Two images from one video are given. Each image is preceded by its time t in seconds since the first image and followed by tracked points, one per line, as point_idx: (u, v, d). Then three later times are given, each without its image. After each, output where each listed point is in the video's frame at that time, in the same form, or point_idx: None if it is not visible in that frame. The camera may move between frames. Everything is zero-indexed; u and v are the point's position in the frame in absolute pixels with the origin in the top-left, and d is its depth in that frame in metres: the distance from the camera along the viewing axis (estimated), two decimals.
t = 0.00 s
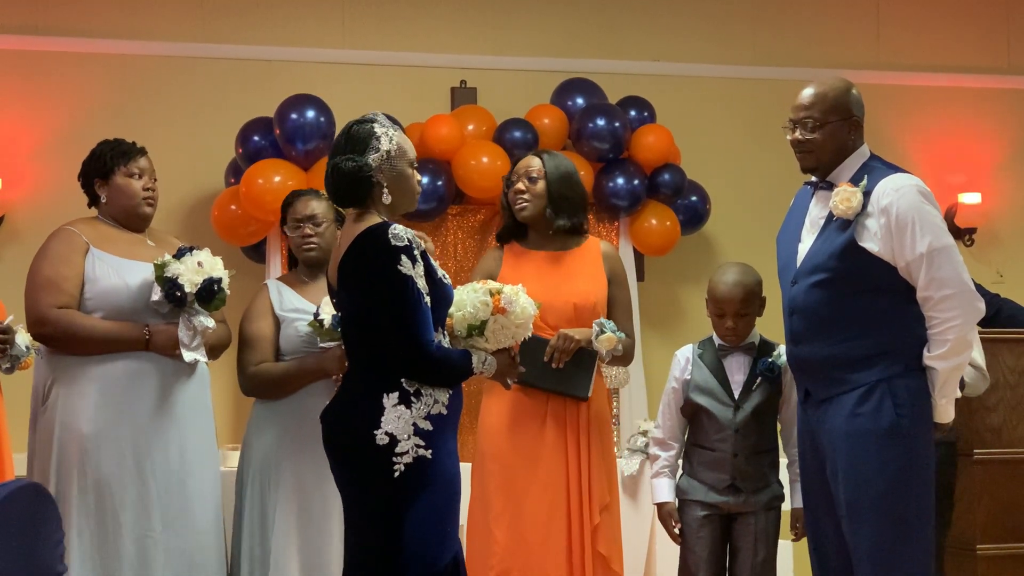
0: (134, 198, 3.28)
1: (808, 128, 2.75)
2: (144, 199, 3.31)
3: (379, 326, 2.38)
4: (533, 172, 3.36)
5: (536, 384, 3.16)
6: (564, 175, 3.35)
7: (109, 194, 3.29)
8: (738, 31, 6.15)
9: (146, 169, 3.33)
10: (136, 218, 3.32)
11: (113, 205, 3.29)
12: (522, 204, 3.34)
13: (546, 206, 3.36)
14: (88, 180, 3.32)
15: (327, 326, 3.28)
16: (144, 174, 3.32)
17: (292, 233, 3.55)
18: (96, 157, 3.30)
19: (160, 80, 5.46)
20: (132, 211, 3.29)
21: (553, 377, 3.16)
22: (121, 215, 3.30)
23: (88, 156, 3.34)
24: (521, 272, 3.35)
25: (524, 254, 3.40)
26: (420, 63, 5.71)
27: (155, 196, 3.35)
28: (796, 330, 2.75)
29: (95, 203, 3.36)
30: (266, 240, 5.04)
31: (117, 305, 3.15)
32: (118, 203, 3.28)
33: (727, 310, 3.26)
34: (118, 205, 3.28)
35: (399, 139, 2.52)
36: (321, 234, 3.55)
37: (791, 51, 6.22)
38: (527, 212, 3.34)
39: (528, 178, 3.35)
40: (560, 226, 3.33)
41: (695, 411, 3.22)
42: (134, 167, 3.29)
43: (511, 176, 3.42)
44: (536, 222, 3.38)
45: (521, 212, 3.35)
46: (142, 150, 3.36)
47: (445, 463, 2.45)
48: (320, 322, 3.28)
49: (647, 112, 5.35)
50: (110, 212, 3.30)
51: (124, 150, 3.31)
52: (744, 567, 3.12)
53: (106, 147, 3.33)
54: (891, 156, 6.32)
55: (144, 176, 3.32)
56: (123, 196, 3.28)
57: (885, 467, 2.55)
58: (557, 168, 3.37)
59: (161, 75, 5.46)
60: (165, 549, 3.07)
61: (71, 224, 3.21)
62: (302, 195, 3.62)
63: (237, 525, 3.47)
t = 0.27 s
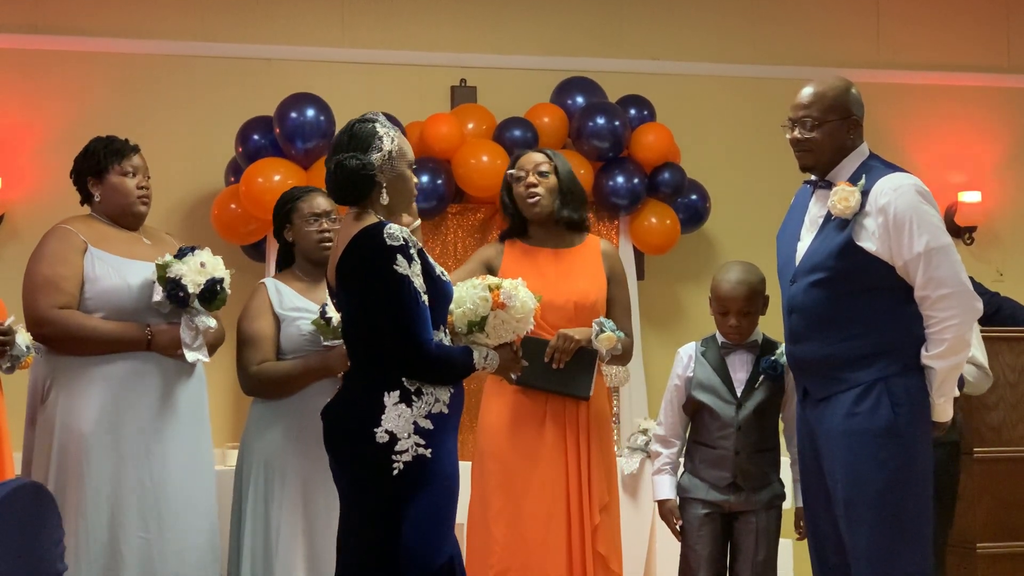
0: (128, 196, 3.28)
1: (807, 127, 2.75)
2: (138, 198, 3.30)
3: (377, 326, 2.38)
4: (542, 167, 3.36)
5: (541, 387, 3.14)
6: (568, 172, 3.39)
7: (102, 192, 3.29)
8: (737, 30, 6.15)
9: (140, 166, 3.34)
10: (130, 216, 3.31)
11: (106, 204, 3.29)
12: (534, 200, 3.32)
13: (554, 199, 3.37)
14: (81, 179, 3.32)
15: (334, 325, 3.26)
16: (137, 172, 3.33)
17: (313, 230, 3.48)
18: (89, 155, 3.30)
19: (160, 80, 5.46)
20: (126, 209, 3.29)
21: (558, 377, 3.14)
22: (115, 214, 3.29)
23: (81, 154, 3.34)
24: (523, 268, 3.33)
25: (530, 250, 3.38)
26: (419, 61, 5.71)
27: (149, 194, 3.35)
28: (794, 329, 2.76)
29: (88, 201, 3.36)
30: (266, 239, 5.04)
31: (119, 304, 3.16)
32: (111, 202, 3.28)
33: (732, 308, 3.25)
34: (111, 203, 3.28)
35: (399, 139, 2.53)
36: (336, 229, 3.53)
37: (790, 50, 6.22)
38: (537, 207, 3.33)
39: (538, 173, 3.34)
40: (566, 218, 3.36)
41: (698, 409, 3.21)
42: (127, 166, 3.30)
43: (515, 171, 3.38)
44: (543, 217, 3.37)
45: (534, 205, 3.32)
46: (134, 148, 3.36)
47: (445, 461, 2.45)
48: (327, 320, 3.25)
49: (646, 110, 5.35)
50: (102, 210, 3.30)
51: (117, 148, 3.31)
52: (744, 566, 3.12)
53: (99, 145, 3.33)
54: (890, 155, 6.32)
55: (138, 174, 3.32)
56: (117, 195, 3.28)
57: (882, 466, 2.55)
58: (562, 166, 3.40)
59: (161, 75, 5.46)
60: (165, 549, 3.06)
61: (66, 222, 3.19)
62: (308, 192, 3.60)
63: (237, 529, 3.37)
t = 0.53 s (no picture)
0: (123, 195, 3.29)
1: (804, 127, 2.75)
2: (133, 196, 3.31)
3: (375, 326, 2.39)
4: (547, 165, 3.36)
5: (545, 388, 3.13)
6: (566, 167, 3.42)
7: (97, 191, 3.29)
8: (737, 28, 6.15)
9: (133, 164, 3.35)
10: (124, 215, 3.31)
11: (101, 202, 3.29)
12: (545, 200, 3.32)
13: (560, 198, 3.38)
14: (74, 179, 3.32)
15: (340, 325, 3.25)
16: (131, 170, 3.34)
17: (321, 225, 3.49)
18: (82, 155, 3.30)
19: (160, 79, 5.46)
20: (121, 207, 3.29)
21: (564, 377, 3.14)
22: (110, 212, 3.30)
23: (72, 154, 3.33)
24: (524, 272, 3.34)
25: (539, 254, 3.38)
26: (419, 60, 5.71)
27: (142, 192, 3.36)
28: (789, 329, 2.76)
29: (81, 200, 3.36)
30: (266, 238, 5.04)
31: (124, 300, 3.17)
32: (106, 200, 3.28)
33: (734, 310, 3.24)
34: (106, 201, 3.28)
35: (405, 139, 2.54)
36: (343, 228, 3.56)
37: (790, 48, 6.21)
38: (550, 209, 3.33)
39: (542, 172, 3.34)
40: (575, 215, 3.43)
41: (698, 407, 3.21)
42: (121, 164, 3.31)
43: (516, 172, 3.37)
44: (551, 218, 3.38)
45: (543, 205, 3.33)
46: (127, 145, 3.37)
47: (445, 460, 2.45)
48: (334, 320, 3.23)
49: (646, 109, 5.35)
50: (97, 207, 3.30)
51: (109, 147, 3.32)
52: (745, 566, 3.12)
53: (90, 144, 3.33)
54: (890, 154, 6.32)
55: (131, 172, 3.33)
56: (111, 194, 3.28)
57: (877, 465, 2.55)
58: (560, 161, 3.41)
59: (161, 74, 5.46)
60: (172, 546, 3.08)
61: (64, 220, 3.18)
62: (313, 192, 3.61)
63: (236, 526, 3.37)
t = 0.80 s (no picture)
0: (120, 196, 3.29)
1: (802, 129, 2.75)
2: (130, 197, 3.32)
3: (374, 326, 2.39)
4: (539, 167, 3.33)
5: (546, 390, 3.13)
6: (564, 168, 3.37)
7: (93, 192, 3.29)
8: (737, 28, 6.15)
9: (129, 165, 3.35)
10: (121, 215, 3.31)
11: (97, 203, 3.29)
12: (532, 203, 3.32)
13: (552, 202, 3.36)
14: (71, 180, 3.32)
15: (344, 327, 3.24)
16: (127, 171, 3.34)
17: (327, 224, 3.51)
18: (78, 156, 3.30)
19: (160, 79, 5.46)
20: (118, 208, 3.30)
21: (568, 379, 3.13)
22: (107, 213, 3.30)
23: (68, 155, 3.33)
24: (525, 274, 3.34)
25: (525, 254, 3.39)
26: (420, 61, 5.71)
27: (139, 193, 3.37)
28: (787, 329, 2.77)
29: (78, 201, 3.36)
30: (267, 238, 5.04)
31: (131, 301, 3.18)
32: (102, 201, 3.28)
33: (735, 311, 3.23)
34: (103, 202, 3.28)
35: (400, 138, 2.53)
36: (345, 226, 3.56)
37: (790, 49, 6.21)
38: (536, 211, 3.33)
39: (534, 174, 3.33)
40: (564, 219, 3.33)
41: (699, 408, 3.21)
42: (117, 165, 3.30)
43: (511, 171, 3.37)
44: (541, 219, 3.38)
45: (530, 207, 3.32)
46: (122, 146, 3.37)
47: (445, 460, 2.45)
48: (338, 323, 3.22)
49: (647, 109, 5.35)
50: (93, 208, 3.30)
51: (105, 148, 3.31)
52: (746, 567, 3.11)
53: (86, 146, 3.33)
54: (891, 154, 6.31)
55: (128, 173, 3.33)
56: (108, 195, 3.28)
57: (871, 465, 2.55)
58: (557, 162, 3.37)
59: (161, 74, 5.46)
60: (182, 544, 3.10)
61: (63, 222, 3.18)
62: (313, 193, 3.62)
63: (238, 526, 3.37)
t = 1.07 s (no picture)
0: (117, 198, 3.30)
1: (802, 131, 2.75)
2: (127, 198, 3.33)
3: (374, 329, 2.39)
4: (542, 173, 3.32)
5: (547, 392, 3.14)
6: (566, 171, 3.36)
7: (91, 195, 3.30)
8: (737, 31, 6.16)
9: (125, 167, 3.35)
10: (120, 216, 3.32)
11: (95, 206, 3.30)
12: (535, 208, 3.31)
13: (554, 207, 3.36)
14: (66, 183, 3.32)
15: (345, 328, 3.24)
16: (123, 173, 3.34)
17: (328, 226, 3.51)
18: (74, 160, 3.30)
19: (161, 81, 5.46)
20: (116, 210, 3.30)
21: (567, 382, 3.14)
22: (104, 215, 3.30)
23: (63, 158, 3.33)
24: (526, 276, 3.34)
25: (528, 257, 3.38)
26: (420, 63, 5.72)
27: (136, 194, 3.37)
28: (786, 331, 2.77)
29: (74, 204, 3.36)
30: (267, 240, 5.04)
31: (136, 303, 3.18)
32: (99, 205, 3.29)
33: (736, 315, 3.23)
34: (101, 205, 3.29)
35: (410, 143, 2.54)
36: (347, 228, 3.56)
37: (790, 51, 6.22)
38: (540, 217, 3.33)
39: (536, 180, 3.31)
40: (572, 225, 3.36)
41: (698, 410, 3.21)
42: (113, 167, 3.31)
43: (512, 178, 3.35)
44: (544, 224, 3.37)
45: (535, 215, 3.32)
46: (117, 147, 3.37)
47: (445, 462, 2.45)
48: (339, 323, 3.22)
49: (647, 111, 5.35)
50: (90, 211, 3.30)
51: (101, 150, 3.31)
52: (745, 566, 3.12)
53: (79, 148, 3.32)
54: (891, 156, 6.32)
55: (124, 175, 3.33)
56: (106, 198, 3.29)
57: (871, 467, 2.55)
58: (558, 166, 3.36)
59: (161, 76, 5.47)
60: (194, 544, 3.12)
61: (63, 225, 3.18)
62: (314, 194, 3.61)
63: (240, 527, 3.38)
